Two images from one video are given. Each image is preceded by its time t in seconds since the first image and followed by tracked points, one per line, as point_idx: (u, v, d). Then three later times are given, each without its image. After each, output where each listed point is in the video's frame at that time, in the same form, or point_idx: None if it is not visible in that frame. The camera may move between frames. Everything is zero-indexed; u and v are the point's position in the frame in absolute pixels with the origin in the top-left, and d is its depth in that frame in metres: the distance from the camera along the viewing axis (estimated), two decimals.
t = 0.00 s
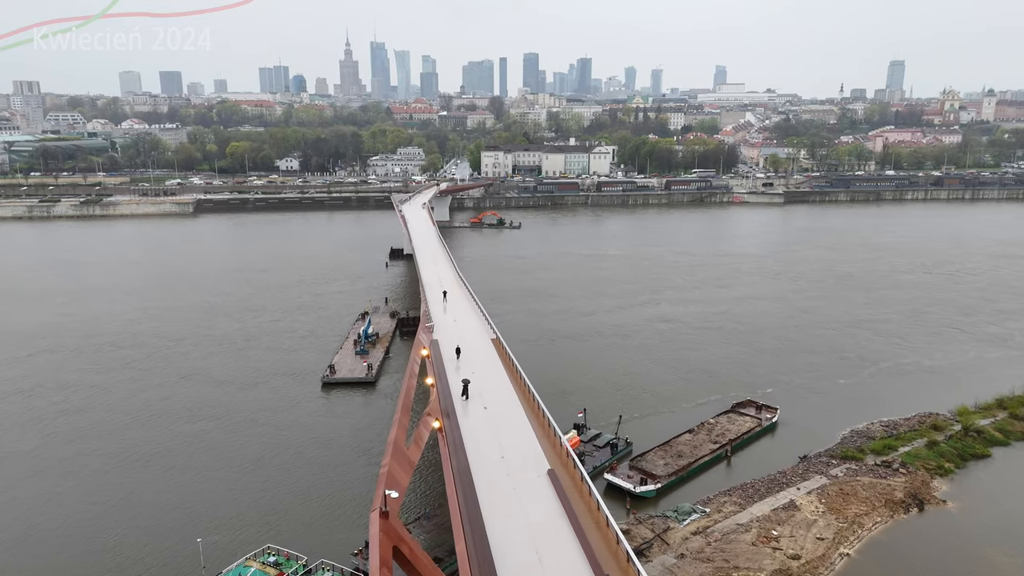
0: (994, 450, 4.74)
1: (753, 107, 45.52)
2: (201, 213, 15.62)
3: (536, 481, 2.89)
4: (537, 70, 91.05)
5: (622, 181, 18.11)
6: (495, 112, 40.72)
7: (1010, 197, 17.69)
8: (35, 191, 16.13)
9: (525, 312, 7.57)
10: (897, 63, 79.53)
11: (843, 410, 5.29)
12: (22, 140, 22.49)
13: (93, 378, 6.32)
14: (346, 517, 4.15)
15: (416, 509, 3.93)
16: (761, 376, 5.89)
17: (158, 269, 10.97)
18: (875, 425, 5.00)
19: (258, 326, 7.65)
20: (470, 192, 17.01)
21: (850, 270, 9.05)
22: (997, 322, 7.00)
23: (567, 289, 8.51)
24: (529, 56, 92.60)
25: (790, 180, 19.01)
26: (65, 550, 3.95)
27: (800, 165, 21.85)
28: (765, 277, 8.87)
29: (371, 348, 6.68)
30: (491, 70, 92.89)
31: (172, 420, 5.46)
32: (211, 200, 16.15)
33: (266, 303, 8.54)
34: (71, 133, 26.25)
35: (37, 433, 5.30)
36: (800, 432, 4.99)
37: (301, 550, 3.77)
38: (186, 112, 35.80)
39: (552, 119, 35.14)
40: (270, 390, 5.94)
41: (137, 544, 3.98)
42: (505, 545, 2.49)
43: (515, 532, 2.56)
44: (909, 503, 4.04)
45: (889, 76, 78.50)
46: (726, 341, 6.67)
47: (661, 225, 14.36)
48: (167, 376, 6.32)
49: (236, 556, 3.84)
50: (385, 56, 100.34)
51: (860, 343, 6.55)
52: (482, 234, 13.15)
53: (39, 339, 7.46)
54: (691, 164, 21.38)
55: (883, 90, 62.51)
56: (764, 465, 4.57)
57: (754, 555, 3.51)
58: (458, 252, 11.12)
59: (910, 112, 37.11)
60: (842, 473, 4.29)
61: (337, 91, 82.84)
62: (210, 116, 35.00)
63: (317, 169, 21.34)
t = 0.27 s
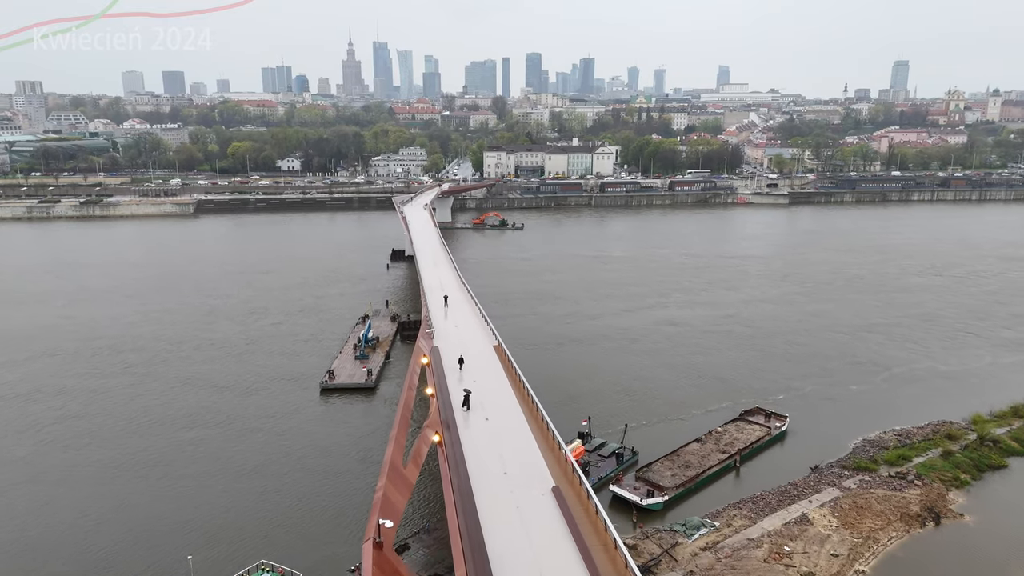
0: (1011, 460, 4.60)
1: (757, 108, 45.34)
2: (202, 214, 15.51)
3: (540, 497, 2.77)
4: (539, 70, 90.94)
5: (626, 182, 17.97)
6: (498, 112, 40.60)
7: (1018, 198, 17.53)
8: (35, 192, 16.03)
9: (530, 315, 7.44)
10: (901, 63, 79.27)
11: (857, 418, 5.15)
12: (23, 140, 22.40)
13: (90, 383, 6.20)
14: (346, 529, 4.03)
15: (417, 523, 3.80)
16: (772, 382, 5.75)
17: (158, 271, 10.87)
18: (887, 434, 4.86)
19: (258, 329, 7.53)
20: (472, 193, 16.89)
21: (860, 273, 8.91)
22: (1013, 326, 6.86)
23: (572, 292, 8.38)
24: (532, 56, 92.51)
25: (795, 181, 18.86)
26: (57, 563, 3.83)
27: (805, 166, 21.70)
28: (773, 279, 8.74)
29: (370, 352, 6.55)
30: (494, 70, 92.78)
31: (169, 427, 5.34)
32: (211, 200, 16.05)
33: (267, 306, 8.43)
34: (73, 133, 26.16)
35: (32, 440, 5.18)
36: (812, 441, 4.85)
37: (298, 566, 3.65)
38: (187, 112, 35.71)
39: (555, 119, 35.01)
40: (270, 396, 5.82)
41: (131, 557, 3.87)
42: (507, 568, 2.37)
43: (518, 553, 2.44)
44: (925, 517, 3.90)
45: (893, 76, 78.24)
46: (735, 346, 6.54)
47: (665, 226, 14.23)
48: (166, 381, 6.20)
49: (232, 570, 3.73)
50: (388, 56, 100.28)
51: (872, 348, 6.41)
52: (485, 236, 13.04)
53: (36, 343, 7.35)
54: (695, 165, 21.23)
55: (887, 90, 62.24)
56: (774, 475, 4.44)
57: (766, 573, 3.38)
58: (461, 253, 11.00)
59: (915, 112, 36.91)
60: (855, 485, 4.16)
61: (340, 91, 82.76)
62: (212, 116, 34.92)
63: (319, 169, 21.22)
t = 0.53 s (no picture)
0: None
1: (761, 108, 45.16)
2: (203, 215, 15.41)
3: (546, 516, 2.64)
4: (542, 70, 90.81)
5: (629, 183, 17.83)
6: (500, 112, 40.49)
7: None
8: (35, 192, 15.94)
9: (535, 319, 7.31)
10: (905, 63, 79.11)
11: (872, 426, 5.02)
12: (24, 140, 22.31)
13: (87, 388, 6.08)
14: (346, 543, 3.91)
15: (416, 536, 3.68)
16: (783, 389, 5.61)
17: (158, 272, 10.75)
18: (901, 443, 4.73)
19: (258, 333, 7.41)
20: (475, 193, 16.78)
21: (870, 275, 8.78)
22: None
23: (577, 295, 8.25)
24: (535, 56, 92.46)
25: (800, 181, 18.71)
26: None
27: (810, 166, 21.55)
28: (782, 281, 8.60)
29: (370, 357, 6.43)
30: (497, 70, 92.69)
31: (167, 435, 5.22)
32: (212, 201, 15.94)
33: (268, 308, 8.31)
34: (74, 133, 26.08)
35: (27, 449, 5.06)
36: (824, 450, 4.72)
37: None
38: (189, 112, 35.64)
39: (558, 119, 34.89)
40: (270, 403, 5.70)
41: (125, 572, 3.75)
42: None
43: None
44: (943, 531, 3.77)
45: (898, 76, 78.01)
46: (744, 350, 6.40)
47: (669, 227, 14.10)
48: (164, 387, 6.08)
49: None
50: (390, 56, 100.23)
51: (885, 353, 6.27)
52: (488, 237, 12.91)
53: (34, 346, 7.23)
54: (699, 165, 21.09)
55: (891, 91, 62.01)
56: (785, 487, 4.31)
57: None
58: (463, 255, 10.87)
59: (920, 112, 36.72)
60: (869, 498, 4.03)
61: (342, 91, 82.71)
62: (214, 116, 34.84)
63: (321, 169, 21.11)
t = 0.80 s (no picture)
0: None
1: (765, 108, 44.97)
2: (204, 216, 15.31)
3: (550, 536, 2.52)
4: (545, 70, 90.68)
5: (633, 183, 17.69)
6: (503, 112, 40.39)
7: None
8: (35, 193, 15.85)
9: (540, 322, 7.18)
10: (910, 63, 78.77)
11: (888, 434, 4.88)
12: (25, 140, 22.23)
13: (84, 394, 5.97)
14: (347, 558, 3.79)
15: (417, 552, 3.55)
16: (796, 395, 5.48)
17: (159, 274, 10.64)
18: (916, 454, 4.60)
19: (259, 337, 7.29)
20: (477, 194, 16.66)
21: (880, 277, 8.63)
22: None
23: (583, 298, 8.11)
24: (538, 56, 92.32)
25: (805, 182, 18.56)
26: None
27: (815, 167, 21.39)
28: (790, 284, 8.47)
29: (371, 361, 6.30)
30: (499, 70, 92.58)
31: (165, 442, 5.10)
32: (213, 201, 15.84)
33: (269, 311, 8.19)
34: (75, 133, 26.01)
35: (21, 456, 4.95)
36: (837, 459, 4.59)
37: None
38: (191, 112, 35.56)
39: (561, 119, 34.77)
40: (269, 409, 5.58)
41: None
42: None
43: None
44: (963, 547, 3.64)
45: (902, 76, 77.70)
46: (755, 355, 6.26)
47: (674, 228, 13.96)
48: (163, 392, 5.96)
49: None
50: (393, 57, 100.19)
51: (900, 358, 6.14)
52: (491, 238, 12.79)
53: (31, 350, 7.12)
54: (703, 166, 20.96)
55: (896, 91, 61.72)
56: (797, 498, 4.18)
57: None
58: (467, 256, 10.75)
59: (925, 112, 36.52)
60: (885, 511, 3.91)
61: (345, 91, 82.67)
62: (216, 115, 34.78)
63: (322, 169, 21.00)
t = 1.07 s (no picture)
0: None
1: (769, 108, 44.78)
2: (205, 216, 15.21)
3: (555, 558, 2.40)
4: (548, 70, 90.52)
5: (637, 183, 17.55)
6: (506, 112, 40.26)
7: None
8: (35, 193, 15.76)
9: (546, 325, 7.06)
10: (913, 63, 78.45)
11: (906, 444, 4.74)
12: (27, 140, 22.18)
13: (81, 398, 5.86)
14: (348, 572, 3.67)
15: (418, 568, 3.44)
16: (808, 402, 5.34)
17: (159, 275, 10.54)
18: (931, 464, 4.48)
19: (260, 339, 7.18)
20: (480, 194, 16.53)
21: (891, 280, 8.49)
22: None
23: (588, 300, 7.99)
24: (541, 56, 92.18)
25: (811, 183, 18.41)
26: None
27: (820, 167, 21.23)
28: (800, 286, 8.33)
29: (371, 366, 6.18)
30: (502, 70, 92.45)
31: (162, 450, 4.98)
32: (214, 201, 15.74)
33: (270, 314, 8.08)
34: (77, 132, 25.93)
35: (16, 464, 4.84)
36: (851, 469, 4.46)
37: None
38: (193, 112, 35.47)
39: (564, 119, 34.63)
40: (269, 415, 5.46)
41: None
42: None
43: None
44: (983, 562, 3.51)
45: (906, 76, 77.45)
46: (765, 360, 6.13)
47: (678, 229, 13.83)
48: (161, 397, 5.85)
49: None
50: (396, 56, 100.14)
51: (914, 363, 6.00)
52: (494, 239, 12.67)
53: (29, 353, 7.02)
54: (707, 166, 20.81)
55: (900, 91, 61.45)
56: (809, 511, 4.05)
57: None
58: (470, 257, 10.63)
59: (930, 112, 36.31)
60: (901, 525, 3.78)
61: (347, 91, 82.59)
62: (219, 115, 34.69)
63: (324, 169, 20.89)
